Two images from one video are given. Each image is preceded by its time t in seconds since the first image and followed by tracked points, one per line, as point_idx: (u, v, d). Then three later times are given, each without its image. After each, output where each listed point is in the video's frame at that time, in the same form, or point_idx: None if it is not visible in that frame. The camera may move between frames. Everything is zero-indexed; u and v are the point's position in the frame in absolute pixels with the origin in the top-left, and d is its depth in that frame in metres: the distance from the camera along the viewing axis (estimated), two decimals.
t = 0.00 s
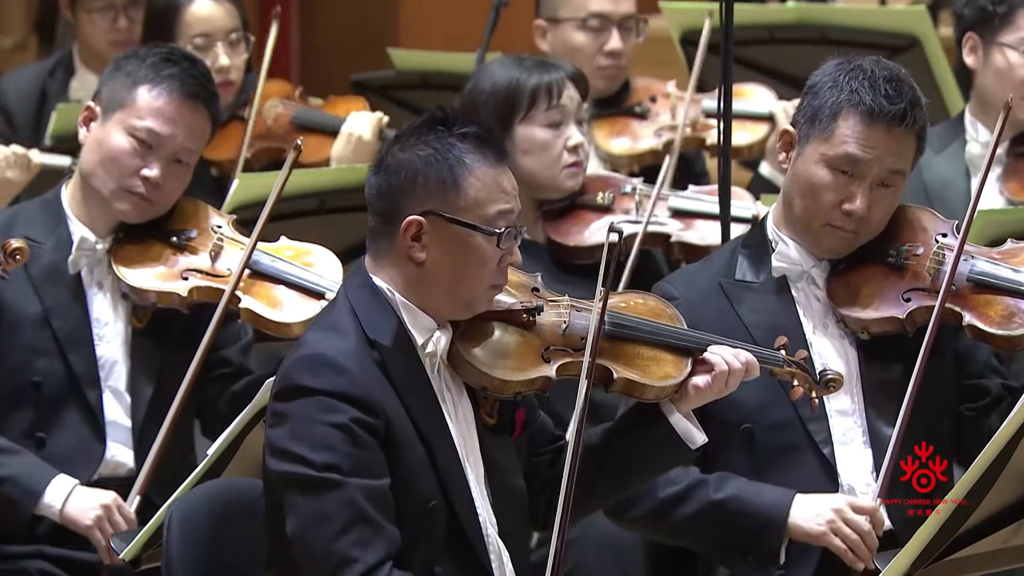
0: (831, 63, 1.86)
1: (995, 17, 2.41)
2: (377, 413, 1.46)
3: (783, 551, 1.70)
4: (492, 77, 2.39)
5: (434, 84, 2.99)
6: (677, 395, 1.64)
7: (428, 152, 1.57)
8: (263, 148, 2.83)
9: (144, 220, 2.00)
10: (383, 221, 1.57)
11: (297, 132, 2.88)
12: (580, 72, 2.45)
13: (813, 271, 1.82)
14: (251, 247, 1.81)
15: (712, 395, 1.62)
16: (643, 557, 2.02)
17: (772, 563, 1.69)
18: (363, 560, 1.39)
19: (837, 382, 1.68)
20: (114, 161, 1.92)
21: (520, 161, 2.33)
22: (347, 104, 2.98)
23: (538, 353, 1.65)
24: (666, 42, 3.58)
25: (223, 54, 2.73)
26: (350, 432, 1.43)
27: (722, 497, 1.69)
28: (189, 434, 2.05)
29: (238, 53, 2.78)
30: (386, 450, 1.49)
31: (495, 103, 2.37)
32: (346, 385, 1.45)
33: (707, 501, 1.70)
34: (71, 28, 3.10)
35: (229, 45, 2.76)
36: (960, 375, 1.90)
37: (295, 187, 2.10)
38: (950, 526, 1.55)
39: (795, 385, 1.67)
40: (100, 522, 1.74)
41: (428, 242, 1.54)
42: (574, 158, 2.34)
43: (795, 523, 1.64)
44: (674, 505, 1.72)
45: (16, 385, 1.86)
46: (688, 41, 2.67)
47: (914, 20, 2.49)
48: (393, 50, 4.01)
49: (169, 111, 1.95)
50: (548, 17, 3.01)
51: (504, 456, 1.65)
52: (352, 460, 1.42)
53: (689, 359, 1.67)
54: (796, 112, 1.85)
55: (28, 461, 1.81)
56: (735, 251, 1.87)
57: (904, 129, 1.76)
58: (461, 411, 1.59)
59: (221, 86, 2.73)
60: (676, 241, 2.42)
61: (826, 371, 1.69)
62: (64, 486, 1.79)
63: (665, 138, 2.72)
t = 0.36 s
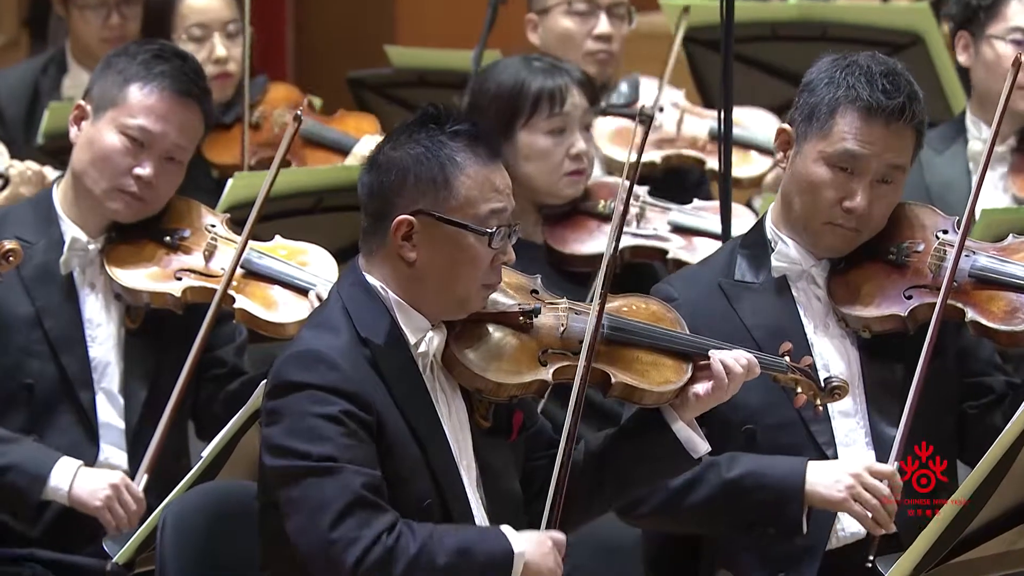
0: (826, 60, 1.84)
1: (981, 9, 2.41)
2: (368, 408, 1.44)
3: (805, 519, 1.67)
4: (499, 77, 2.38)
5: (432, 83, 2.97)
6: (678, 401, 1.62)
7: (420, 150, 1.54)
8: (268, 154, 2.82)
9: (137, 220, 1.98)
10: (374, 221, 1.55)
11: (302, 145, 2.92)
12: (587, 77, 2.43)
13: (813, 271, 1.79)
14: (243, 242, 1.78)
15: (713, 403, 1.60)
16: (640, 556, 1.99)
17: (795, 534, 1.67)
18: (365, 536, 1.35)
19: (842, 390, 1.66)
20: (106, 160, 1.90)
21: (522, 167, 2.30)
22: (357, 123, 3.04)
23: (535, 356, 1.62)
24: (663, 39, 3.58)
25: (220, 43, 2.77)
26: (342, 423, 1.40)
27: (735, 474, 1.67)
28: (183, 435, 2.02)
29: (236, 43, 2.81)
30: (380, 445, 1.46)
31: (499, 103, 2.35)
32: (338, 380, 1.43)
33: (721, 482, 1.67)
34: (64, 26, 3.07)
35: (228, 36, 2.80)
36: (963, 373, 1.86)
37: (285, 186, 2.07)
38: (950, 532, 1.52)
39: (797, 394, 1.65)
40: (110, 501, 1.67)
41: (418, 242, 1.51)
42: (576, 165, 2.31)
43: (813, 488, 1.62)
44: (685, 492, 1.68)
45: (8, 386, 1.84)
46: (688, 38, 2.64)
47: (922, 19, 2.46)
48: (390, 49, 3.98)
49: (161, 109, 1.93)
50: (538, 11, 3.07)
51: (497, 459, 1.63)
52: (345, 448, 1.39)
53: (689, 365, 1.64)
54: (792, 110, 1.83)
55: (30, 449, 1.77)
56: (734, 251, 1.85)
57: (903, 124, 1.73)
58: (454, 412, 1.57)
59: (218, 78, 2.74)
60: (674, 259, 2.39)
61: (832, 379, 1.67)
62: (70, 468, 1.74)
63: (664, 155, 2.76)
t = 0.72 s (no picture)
0: (822, 67, 1.81)
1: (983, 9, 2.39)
2: (371, 403, 1.42)
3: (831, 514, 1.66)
4: (512, 75, 2.37)
5: (431, 80, 2.95)
6: (674, 413, 1.64)
7: (430, 156, 1.52)
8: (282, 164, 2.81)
9: (130, 220, 1.96)
10: (373, 227, 1.53)
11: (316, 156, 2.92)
12: (600, 79, 2.40)
13: (816, 276, 1.78)
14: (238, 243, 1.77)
15: (709, 415, 1.61)
16: (640, 557, 1.98)
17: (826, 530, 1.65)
18: (395, 513, 1.33)
19: (841, 405, 1.65)
20: (99, 160, 1.87)
21: (529, 168, 2.30)
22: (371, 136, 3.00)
23: (529, 363, 1.62)
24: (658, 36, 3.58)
25: (223, 38, 2.77)
26: (349, 416, 1.39)
27: (757, 475, 1.65)
28: (180, 437, 2.01)
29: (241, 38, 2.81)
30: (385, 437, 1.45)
31: (511, 101, 2.34)
32: (338, 379, 1.40)
33: (744, 484, 1.65)
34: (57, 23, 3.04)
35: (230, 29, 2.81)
36: (966, 374, 1.83)
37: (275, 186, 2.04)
38: (962, 529, 1.47)
39: (798, 407, 1.63)
40: (133, 469, 1.69)
41: (418, 249, 1.49)
42: (584, 170, 2.30)
43: (837, 483, 1.61)
44: (709, 493, 1.65)
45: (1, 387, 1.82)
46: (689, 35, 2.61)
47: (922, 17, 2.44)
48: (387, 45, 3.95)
49: (152, 108, 1.90)
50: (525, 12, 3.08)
51: (490, 463, 1.64)
52: (358, 439, 1.37)
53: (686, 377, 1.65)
54: (789, 121, 1.79)
55: (39, 427, 1.75)
56: (736, 254, 1.83)
57: (904, 136, 1.70)
58: (452, 419, 1.57)
59: (220, 72, 2.77)
60: (675, 269, 2.35)
61: (831, 394, 1.67)
62: (86, 439, 1.73)
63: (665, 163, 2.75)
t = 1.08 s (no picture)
0: (829, 65, 1.79)
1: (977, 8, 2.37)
2: (374, 397, 1.41)
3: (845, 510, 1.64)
4: (517, 68, 2.36)
5: (429, 78, 2.92)
6: (675, 413, 1.61)
7: (427, 155, 1.50)
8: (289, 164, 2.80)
9: (125, 219, 1.93)
10: (370, 227, 1.51)
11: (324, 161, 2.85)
12: (605, 69, 2.39)
13: (820, 277, 1.76)
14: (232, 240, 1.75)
15: (711, 415, 1.59)
16: (641, 559, 1.96)
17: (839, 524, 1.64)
18: (410, 500, 1.32)
19: (845, 404, 1.62)
20: (93, 158, 1.85)
21: (532, 160, 2.29)
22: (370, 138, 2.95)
23: (529, 364, 1.59)
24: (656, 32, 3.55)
25: (223, 35, 2.73)
26: (354, 410, 1.37)
27: (770, 470, 1.63)
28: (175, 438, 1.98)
29: (240, 35, 2.76)
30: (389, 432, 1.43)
31: (515, 96, 2.33)
32: (341, 376, 1.39)
33: (758, 480, 1.63)
34: (50, 20, 3.01)
35: (233, 27, 2.75)
36: (971, 377, 1.81)
37: (260, 186, 2.02)
38: (962, 534, 1.43)
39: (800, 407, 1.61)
40: (145, 449, 1.68)
41: (417, 248, 1.47)
42: (588, 163, 2.27)
43: (852, 476, 1.60)
44: (717, 494, 1.64)
45: None
46: (688, 33, 2.59)
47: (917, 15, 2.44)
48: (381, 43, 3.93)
49: (147, 105, 1.88)
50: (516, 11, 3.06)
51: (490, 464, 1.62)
52: (365, 430, 1.36)
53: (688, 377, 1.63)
54: (794, 118, 1.77)
55: (46, 415, 1.73)
56: (738, 253, 1.82)
57: (911, 136, 1.69)
58: (451, 420, 1.55)
59: (224, 69, 2.73)
60: (680, 264, 2.33)
61: (834, 393, 1.64)
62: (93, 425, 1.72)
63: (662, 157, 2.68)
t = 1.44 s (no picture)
0: (830, 58, 1.79)
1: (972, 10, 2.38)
2: (365, 407, 1.38)
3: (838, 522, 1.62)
4: (517, 62, 2.35)
5: (424, 76, 2.90)
6: (676, 413, 1.59)
7: (422, 150, 1.48)
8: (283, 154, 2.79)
9: (118, 218, 1.90)
10: (368, 224, 1.49)
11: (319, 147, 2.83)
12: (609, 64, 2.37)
13: (821, 275, 1.75)
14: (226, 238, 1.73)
15: (712, 414, 1.56)
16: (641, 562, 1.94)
17: (829, 538, 1.61)
18: (387, 531, 1.28)
19: (845, 405, 1.61)
20: (87, 156, 1.82)
21: (533, 152, 2.28)
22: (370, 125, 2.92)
23: (530, 364, 1.57)
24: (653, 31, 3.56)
25: (219, 31, 2.71)
26: (344, 423, 1.34)
27: (764, 480, 1.61)
28: (168, 441, 1.95)
29: (239, 34, 2.74)
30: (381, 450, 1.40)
31: (516, 89, 2.32)
32: (334, 383, 1.36)
33: (749, 489, 1.62)
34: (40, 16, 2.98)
35: (229, 23, 2.73)
36: (973, 379, 1.81)
37: (257, 183, 1.97)
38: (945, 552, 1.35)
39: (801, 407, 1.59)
40: (111, 491, 1.64)
41: (415, 246, 1.45)
42: (590, 155, 2.26)
43: (847, 491, 1.58)
44: (711, 499, 1.63)
45: None
46: (687, 30, 2.58)
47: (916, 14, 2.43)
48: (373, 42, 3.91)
49: (142, 103, 1.86)
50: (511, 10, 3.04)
51: (491, 468, 1.56)
52: (351, 447, 1.33)
53: (689, 377, 1.61)
54: (797, 111, 1.76)
55: (22, 443, 1.71)
56: (738, 251, 1.81)
57: (914, 126, 1.68)
58: (450, 418, 1.51)
59: (219, 67, 2.70)
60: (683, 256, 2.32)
61: (835, 393, 1.62)
62: (65, 459, 1.68)
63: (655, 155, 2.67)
